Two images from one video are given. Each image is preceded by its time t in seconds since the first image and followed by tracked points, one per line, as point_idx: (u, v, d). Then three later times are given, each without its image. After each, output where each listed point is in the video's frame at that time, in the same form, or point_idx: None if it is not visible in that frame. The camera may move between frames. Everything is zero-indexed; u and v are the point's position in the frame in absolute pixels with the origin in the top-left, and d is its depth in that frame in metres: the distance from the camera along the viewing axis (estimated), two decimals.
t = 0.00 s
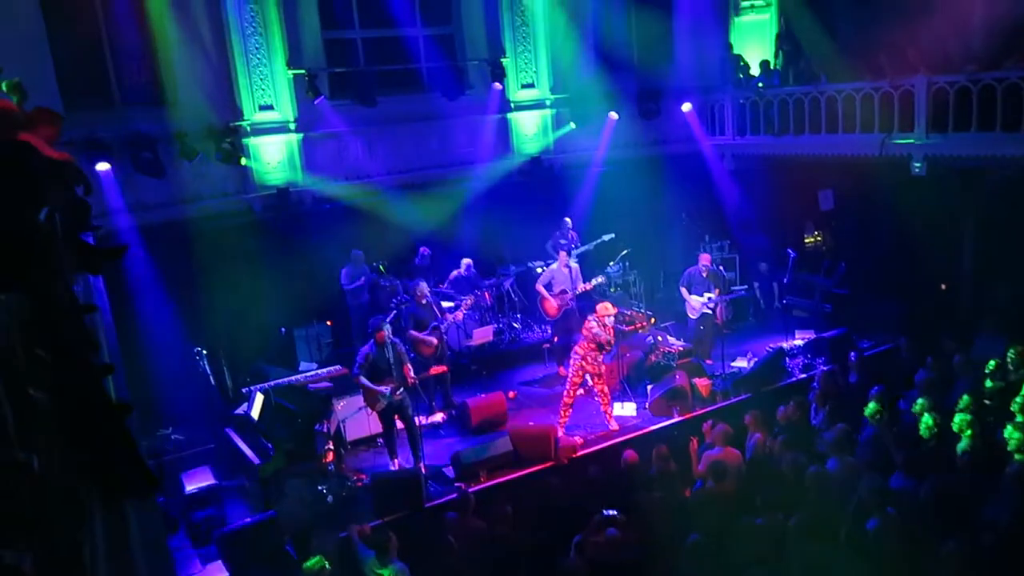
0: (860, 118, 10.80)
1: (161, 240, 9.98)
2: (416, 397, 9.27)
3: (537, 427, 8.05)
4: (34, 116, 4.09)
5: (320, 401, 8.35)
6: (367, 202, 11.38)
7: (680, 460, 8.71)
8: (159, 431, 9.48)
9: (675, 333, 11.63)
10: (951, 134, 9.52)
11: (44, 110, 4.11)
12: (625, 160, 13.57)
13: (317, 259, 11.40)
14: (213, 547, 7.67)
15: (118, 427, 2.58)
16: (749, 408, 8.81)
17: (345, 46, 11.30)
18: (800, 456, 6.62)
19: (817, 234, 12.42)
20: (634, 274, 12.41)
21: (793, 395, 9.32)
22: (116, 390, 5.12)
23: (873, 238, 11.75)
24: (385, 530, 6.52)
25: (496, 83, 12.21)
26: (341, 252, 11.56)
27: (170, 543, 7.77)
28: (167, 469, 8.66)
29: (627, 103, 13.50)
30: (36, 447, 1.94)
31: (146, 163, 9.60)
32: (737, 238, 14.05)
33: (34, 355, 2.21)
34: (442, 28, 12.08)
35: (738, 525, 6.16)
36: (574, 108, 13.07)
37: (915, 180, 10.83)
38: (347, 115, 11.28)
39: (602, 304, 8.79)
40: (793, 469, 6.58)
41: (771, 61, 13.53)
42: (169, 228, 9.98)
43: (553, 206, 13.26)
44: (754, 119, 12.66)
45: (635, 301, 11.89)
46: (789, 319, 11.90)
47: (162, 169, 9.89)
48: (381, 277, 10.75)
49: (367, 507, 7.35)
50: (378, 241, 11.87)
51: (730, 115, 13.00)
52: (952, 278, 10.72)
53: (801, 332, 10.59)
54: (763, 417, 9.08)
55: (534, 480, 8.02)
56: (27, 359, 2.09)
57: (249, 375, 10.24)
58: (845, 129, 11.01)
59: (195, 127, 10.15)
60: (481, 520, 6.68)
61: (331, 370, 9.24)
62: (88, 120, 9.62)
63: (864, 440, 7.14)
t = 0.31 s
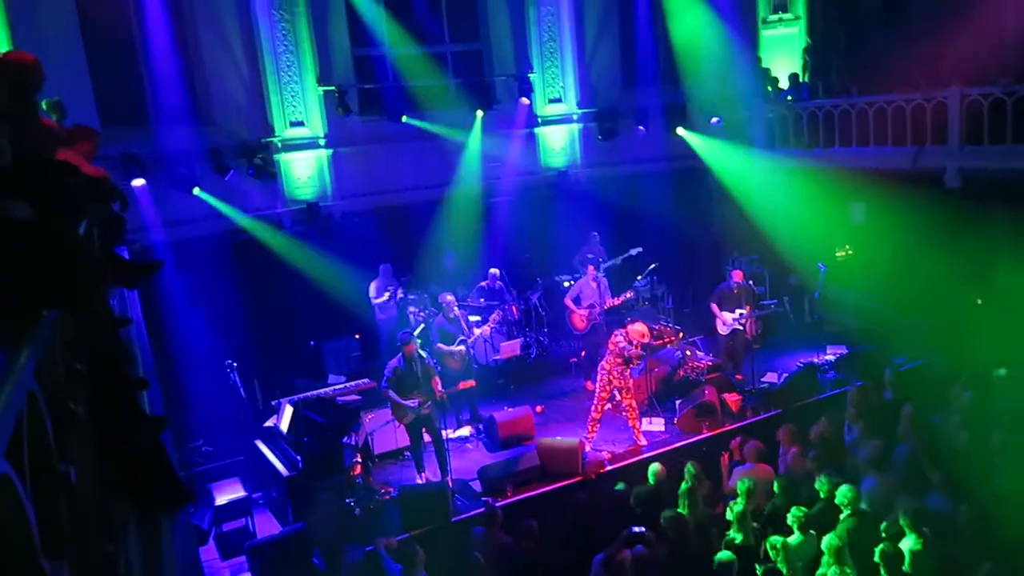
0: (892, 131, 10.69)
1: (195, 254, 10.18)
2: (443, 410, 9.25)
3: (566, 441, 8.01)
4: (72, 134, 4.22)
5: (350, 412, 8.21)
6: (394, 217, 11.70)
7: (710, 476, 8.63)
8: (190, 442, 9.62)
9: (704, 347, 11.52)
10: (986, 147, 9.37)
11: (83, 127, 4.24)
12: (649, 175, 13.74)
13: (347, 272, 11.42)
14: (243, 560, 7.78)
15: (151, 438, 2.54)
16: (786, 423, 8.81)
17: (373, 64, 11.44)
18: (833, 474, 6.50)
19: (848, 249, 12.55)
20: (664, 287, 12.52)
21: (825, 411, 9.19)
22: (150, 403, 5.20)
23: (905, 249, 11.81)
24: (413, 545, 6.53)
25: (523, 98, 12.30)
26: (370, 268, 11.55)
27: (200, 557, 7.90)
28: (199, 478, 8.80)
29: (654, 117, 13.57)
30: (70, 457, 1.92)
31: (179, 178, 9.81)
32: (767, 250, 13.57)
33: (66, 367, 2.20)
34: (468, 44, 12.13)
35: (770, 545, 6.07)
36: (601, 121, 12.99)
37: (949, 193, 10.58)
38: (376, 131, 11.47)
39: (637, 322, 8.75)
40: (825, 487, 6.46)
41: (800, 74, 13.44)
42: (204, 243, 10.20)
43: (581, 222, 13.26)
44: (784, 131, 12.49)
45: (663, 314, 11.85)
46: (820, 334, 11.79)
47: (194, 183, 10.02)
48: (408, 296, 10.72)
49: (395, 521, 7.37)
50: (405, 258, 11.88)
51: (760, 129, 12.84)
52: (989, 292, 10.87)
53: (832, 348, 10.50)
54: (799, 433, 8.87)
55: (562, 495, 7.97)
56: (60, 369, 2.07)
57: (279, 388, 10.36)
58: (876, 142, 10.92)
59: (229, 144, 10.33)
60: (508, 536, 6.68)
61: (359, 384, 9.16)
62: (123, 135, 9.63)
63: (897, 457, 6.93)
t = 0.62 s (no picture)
0: (924, 145, 10.56)
1: (225, 269, 10.30)
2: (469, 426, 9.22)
3: (592, 458, 7.94)
4: (108, 152, 4.30)
5: (377, 427, 8.18)
6: (422, 234, 11.70)
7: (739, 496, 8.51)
8: (218, 455, 9.71)
9: (731, 364, 11.46)
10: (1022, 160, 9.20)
11: (118, 145, 4.32)
12: (679, 191, 13.64)
13: (374, 287, 11.45)
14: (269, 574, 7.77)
15: (187, 451, 2.53)
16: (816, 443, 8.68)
17: (402, 81, 11.56)
18: (866, 494, 6.38)
19: (879, 265, 12.33)
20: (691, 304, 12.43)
21: (857, 430, 9.02)
22: (181, 418, 5.25)
23: (941, 264, 11.66)
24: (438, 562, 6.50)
25: (551, 113, 12.36)
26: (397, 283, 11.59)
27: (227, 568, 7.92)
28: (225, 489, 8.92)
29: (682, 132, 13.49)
30: (106, 472, 1.91)
31: (211, 195, 10.01)
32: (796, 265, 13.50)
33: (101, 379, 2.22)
34: (497, 61, 12.29)
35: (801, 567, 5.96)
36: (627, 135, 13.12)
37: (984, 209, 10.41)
38: (405, 147, 11.52)
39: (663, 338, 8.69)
40: (858, 508, 6.33)
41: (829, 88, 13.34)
42: (235, 258, 10.33)
43: (608, 237, 13.18)
44: (813, 147, 12.43)
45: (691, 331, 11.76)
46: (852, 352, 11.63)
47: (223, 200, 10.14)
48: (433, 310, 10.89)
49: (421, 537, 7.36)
50: (432, 274, 11.92)
51: (789, 144, 12.78)
52: None
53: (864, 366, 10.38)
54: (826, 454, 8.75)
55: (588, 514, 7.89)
56: (97, 382, 2.08)
57: (307, 402, 10.43)
58: (908, 157, 10.80)
59: (259, 160, 10.47)
60: (534, 554, 6.62)
61: (385, 399, 9.07)
62: (159, 154, 9.95)
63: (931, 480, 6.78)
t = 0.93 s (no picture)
0: (950, 168, 10.46)
1: (247, 289, 10.38)
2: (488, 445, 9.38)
3: (612, 480, 7.86)
4: (136, 172, 4.38)
5: (397, 447, 8.20)
6: (446, 256, 11.70)
7: (762, 521, 8.38)
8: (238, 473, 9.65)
9: (752, 387, 11.36)
10: None
11: (146, 164, 4.40)
12: (704, 212, 13.50)
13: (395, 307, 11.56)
14: None
15: (207, 467, 2.55)
16: (840, 467, 8.54)
17: (425, 103, 11.70)
18: (890, 520, 6.26)
19: (904, 288, 11.92)
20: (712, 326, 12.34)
21: (882, 455, 8.86)
22: (202, 436, 5.29)
23: (966, 289, 11.28)
24: None
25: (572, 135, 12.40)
26: (416, 302, 11.69)
27: None
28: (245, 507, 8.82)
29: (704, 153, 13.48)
30: (128, 488, 1.93)
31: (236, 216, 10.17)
32: (819, 287, 13.61)
33: (126, 397, 2.25)
34: (521, 83, 12.33)
35: None
36: (648, 155, 13.12)
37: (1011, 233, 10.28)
38: (427, 168, 11.60)
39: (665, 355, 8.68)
40: (883, 535, 6.21)
41: (853, 110, 13.28)
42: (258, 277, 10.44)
43: (628, 259, 13.17)
44: (836, 170, 12.49)
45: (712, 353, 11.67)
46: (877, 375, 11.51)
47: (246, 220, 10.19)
48: (453, 331, 10.91)
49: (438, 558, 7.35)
50: (454, 295, 12.05)
51: (810, 167, 12.83)
52: None
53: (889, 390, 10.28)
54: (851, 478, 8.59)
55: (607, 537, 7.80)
56: (122, 400, 2.12)
57: (327, 421, 10.48)
58: (934, 180, 10.72)
59: (283, 181, 10.60)
60: None
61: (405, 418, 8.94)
62: (186, 176, 10.14)
63: (959, 508, 6.65)
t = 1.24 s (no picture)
0: (968, 180, 10.40)
1: (262, 300, 10.41)
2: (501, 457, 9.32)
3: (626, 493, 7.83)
4: (155, 185, 4.44)
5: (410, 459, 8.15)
6: (461, 267, 11.83)
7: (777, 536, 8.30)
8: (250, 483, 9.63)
9: (767, 400, 11.27)
10: None
11: (165, 177, 4.45)
12: (717, 225, 13.52)
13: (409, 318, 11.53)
14: None
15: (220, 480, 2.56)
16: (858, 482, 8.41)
17: (440, 116, 11.78)
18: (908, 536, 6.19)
19: (922, 300, 11.76)
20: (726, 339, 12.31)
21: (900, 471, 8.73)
22: (216, 446, 5.31)
23: (985, 303, 11.17)
24: None
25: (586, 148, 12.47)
26: (430, 313, 11.72)
27: None
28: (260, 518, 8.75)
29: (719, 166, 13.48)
30: (144, 497, 1.97)
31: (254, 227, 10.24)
32: (834, 301, 13.50)
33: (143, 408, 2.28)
34: (536, 96, 12.39)
35: None
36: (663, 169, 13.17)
37: None
38: (442, 180, 11.66)
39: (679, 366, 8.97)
40: (901, 551, 6.14)
41: (869, 122, 13.24)
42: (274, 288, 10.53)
43: (643, 271, 13.07)
44: (852, 183, 12.47)
45: (726, 366, 11.62)
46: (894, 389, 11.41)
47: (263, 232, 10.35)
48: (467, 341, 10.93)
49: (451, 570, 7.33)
50: (467, 307, 12.01)
51: (826, 180, 12.88)
52: None
53: (907, 405, 10.17)
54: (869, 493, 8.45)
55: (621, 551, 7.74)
56: (139, 411, 2.15)
57: (340, 432, 10.50)
58: (951, 192, 10.66)
59: (299, 193, 10.69)
60: None
61: (419, 431, 9.04)
62: (203, 187, 10.24)
63: (979, 523, 6.56)
